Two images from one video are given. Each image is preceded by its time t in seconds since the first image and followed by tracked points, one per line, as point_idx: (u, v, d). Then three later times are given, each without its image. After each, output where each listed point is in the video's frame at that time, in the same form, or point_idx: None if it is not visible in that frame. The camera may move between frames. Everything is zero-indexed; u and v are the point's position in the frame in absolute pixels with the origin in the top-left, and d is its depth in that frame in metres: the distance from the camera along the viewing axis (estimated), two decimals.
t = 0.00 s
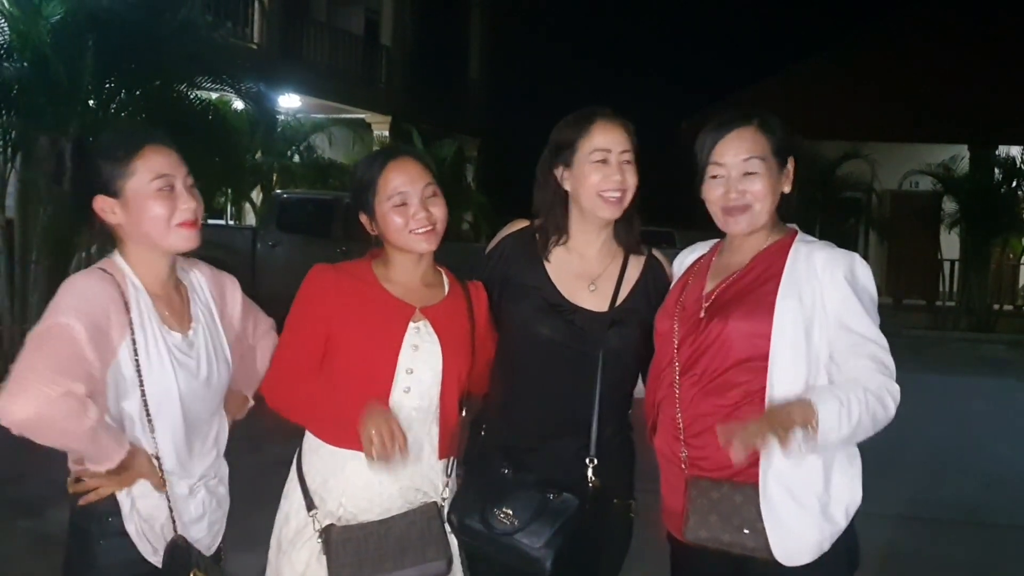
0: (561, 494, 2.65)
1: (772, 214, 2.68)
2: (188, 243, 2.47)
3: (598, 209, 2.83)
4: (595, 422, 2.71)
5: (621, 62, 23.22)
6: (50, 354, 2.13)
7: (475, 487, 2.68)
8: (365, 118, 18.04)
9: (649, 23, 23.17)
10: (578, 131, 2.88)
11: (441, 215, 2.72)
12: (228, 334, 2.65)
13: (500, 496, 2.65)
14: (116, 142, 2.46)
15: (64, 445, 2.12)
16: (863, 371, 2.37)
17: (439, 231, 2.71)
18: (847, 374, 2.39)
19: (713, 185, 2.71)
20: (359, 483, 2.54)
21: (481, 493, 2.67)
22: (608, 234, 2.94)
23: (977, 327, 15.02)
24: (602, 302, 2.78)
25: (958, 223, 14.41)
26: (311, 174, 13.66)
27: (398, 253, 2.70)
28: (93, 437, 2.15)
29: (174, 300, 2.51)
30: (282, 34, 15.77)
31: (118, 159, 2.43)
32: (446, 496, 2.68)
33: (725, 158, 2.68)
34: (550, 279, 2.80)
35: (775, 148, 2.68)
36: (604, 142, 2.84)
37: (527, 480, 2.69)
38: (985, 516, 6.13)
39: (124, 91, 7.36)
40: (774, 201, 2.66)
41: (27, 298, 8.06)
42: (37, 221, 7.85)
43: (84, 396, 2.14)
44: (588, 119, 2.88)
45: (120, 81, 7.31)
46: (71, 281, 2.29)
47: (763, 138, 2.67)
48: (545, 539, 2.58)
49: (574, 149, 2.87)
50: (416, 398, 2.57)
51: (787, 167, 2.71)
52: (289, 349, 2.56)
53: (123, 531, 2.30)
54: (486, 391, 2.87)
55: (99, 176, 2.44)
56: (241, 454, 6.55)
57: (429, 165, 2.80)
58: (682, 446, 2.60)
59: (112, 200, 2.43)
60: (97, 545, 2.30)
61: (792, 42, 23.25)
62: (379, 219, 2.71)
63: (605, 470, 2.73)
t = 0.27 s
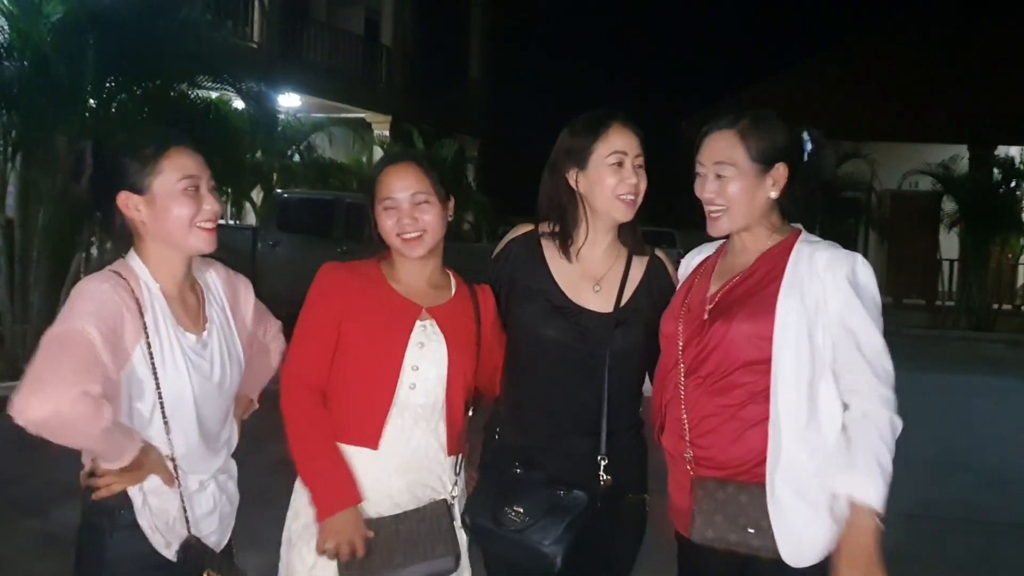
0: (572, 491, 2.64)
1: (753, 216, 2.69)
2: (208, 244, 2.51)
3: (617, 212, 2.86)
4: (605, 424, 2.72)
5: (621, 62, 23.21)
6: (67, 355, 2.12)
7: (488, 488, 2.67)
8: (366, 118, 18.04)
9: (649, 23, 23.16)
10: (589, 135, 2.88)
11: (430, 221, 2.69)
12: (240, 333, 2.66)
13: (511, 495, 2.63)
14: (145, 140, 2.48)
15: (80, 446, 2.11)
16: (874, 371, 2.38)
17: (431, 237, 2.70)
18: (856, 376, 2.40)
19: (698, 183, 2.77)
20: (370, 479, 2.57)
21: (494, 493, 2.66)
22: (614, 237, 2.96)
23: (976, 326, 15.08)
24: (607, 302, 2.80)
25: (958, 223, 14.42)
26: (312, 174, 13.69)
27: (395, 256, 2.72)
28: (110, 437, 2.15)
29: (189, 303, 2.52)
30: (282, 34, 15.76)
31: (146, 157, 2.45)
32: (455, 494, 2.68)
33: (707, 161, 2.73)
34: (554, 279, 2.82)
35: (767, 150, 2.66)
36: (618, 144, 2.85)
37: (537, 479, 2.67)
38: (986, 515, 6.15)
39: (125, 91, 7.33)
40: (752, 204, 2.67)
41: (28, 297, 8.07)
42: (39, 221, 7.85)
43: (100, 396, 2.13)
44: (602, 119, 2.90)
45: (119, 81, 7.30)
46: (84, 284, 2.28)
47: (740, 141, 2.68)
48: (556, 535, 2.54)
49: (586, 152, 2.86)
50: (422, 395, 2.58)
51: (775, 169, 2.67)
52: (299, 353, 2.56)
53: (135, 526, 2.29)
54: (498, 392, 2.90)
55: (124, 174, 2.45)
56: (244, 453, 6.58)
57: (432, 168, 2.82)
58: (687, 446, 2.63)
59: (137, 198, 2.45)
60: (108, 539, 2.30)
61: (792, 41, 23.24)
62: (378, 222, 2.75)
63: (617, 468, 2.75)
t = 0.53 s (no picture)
0: (593, 487, 2.72)
1: (745, 219, 2.70)
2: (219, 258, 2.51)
3: (623, 212, 2.86)
4: (621, 422, 2.75)
5: (621, 62, 23.24)
6: (46, 355, 2.15)
7: (511, 487, 2.76)
8: (367, 119, 18.06)
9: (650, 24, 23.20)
10: (597, 138, 2.89)
11: (437, 216, 2.70)
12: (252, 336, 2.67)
13: (533, 493, 2.73)
14: (177, 148, 2.47)
15: (53, 454, 2.11)
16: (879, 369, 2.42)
17: (444, 236, 2.73)
18: (860, 375, 2.43)
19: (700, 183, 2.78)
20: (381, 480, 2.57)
21: (516, 492, 2.75)
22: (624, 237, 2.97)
23: (977, 327, 15.11)
24: (616, 301, 2.81)
25: (959, 224, 14.44)
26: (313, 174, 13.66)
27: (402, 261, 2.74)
28: (79, 445, 2.12)
29: (200, 300, 2.54)
30: (283, 34, 15.78)
31: (174, 166, 2.45)
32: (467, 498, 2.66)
33: (706, 162, 2.76)
34: (564, 277, 2.84)
35: (773, 156, 2.67)
36: (628, 146, 2.87)
37: (557, 477, 2.74)
38: (988, 515, 6.18)
39: (129, 91, 7.40)
40: (745, 207, 2.69)
41: (31, 297, 8.09)
42: (42, 221, 7.85)
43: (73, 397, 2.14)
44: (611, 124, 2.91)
45: (123, 80, 7.38)
46: (96, 284, 2.31)
47: (737, 142, 2.70)
48: (580, 533, 2.67)
49: (595, 155, 2.88)
50: (430, 398, 2.61)
51: (770, 175, 2.68)
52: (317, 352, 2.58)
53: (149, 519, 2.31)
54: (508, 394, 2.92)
55: (152, 178, 2.45)
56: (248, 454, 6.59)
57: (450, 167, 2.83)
58: (692, 446, 2.63)
59: (158, 204, 2.46)
60: (130, 530, 2.31)
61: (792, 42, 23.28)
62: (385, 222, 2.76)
63: (635, 465, 2.77)
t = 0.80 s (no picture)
0: (593, 500, 2.75)
1: (745, 224, 2.72)
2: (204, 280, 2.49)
3: (624, 218, 2.89)
4: (619, 429, 2.75)
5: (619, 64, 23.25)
6: (58, 399, 2.18)
7: (511, 502, 2.80)
8: (365, 121, 18.06)
9: (647, 26, 23.21)
10: (602, 145, 2.91)
11: (434, 226, 2.70)
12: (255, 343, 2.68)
13: (532, 510, 2.76)
14: (178, 168, 2.46)
15: (99, 487, 2.17)
16: (877, 375, 2.43)
17: (443, 250, 2.73)
18: (856, 380, 2.45)
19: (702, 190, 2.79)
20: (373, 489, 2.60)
21: (516, 508, 2.79)
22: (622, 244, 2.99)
23: (974, 328, 15.16)
24: (614, 305, 2.83)
25: (956, 225, 14.47)
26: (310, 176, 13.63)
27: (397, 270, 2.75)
28: (119, 470, 2.19)
29: (197, 309, 2.54)
30: (280, 36, 15.80)
31: (170, 183, 2.45)
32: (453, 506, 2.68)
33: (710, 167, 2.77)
34: (562, 282, 2.86)
35: (772, 166, 2.68)
36: (629, 154, 2.89)
37: (557, 491, 2.76)
38: (986, 516, 6.20)
39: (126, 96, 7.41)
40: (742, 214, 2.71)
41: (30, 301, 8.09)
42: (40, 225, 7.86)
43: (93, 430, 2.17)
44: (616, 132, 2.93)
45: (120, 85, 7.38)
46: (86, 305, 2.32)
47: (741, 148, 2.71)
48: (582, 547, 2.71)
49: (600, 161, 2.90)
50: (421, 410, 2.62)
51: (765, 187, 2.69)
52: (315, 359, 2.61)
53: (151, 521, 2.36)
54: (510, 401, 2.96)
55: (149, 191, 2.46)
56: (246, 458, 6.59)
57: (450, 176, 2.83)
58: (695, 450, 2.64)
59: (150, 218, 2.48)
60: (130, 530, 2.38)
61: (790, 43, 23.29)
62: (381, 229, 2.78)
63: (634, 473, 2.78)
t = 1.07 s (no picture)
0: (579, 504, 2.73)
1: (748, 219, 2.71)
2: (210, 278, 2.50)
3: (622, 219, 2.87)
4: (611, 432, 2.74)
5: (619, 68, 23.26)
6: (55, 414, 2.18)
7: (501, 505, 2.80)
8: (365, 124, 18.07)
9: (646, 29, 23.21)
10: (601, 145, 2.88)
11: (433, 228, 2.81)
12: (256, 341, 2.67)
13: (520, 514, 2.75)
14: (182, 166, 2.45)
15: (92, 512, 2.18)
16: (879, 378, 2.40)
17: (430, 245, 2.81)
18: (857, 383, 2.41)
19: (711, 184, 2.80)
20: (342, 484, 2.72)
21: (504, 512, 2.78)
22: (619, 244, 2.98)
23: (974, 330, 15.18)
24: (609, 308, 2.82)
25: (956, 227, 14.45)
26: (310, 180, 13.63)
27: (392, 264, 2.81)
28: (114, 498, 2.19)
29: (198, 308, 2.54)
30: (280, 39, 15.81)
31: (174, 182, 2.45)
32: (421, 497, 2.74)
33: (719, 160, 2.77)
34: (556, 286, 2.84)
35: (783, 166, 2.65)
36: (625, 155, 2.86)
37: (546, 495, 2.75)
38: (986, 518, 6.18)
39: (126, 99, 7.34)
40: (749, 213, 2.69)
41: (29, 304, 8.08)
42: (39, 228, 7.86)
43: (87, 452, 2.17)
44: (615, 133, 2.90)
45: (121, 89, 7.31)
46: (85, 311, 2.30)
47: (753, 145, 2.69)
48: (565, 551, 2.69)
49: (599, 161, 2.86)
50: (392, 411, 2.71)
51: (776, 186, 2.67)
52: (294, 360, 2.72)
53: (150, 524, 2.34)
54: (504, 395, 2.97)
55: (153, 190, 2.45)
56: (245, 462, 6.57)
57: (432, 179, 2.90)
58: (693, 447, 2.63)
59: (155, 217, 2.47)
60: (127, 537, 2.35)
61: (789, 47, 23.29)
62: (375, 226, 2.82)
63: (625, 476, 2.76)
